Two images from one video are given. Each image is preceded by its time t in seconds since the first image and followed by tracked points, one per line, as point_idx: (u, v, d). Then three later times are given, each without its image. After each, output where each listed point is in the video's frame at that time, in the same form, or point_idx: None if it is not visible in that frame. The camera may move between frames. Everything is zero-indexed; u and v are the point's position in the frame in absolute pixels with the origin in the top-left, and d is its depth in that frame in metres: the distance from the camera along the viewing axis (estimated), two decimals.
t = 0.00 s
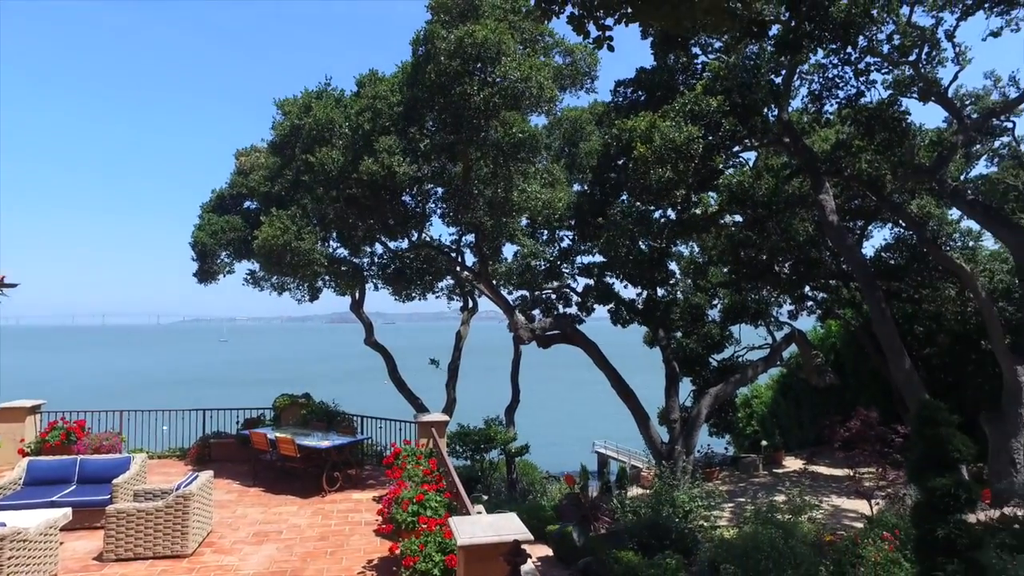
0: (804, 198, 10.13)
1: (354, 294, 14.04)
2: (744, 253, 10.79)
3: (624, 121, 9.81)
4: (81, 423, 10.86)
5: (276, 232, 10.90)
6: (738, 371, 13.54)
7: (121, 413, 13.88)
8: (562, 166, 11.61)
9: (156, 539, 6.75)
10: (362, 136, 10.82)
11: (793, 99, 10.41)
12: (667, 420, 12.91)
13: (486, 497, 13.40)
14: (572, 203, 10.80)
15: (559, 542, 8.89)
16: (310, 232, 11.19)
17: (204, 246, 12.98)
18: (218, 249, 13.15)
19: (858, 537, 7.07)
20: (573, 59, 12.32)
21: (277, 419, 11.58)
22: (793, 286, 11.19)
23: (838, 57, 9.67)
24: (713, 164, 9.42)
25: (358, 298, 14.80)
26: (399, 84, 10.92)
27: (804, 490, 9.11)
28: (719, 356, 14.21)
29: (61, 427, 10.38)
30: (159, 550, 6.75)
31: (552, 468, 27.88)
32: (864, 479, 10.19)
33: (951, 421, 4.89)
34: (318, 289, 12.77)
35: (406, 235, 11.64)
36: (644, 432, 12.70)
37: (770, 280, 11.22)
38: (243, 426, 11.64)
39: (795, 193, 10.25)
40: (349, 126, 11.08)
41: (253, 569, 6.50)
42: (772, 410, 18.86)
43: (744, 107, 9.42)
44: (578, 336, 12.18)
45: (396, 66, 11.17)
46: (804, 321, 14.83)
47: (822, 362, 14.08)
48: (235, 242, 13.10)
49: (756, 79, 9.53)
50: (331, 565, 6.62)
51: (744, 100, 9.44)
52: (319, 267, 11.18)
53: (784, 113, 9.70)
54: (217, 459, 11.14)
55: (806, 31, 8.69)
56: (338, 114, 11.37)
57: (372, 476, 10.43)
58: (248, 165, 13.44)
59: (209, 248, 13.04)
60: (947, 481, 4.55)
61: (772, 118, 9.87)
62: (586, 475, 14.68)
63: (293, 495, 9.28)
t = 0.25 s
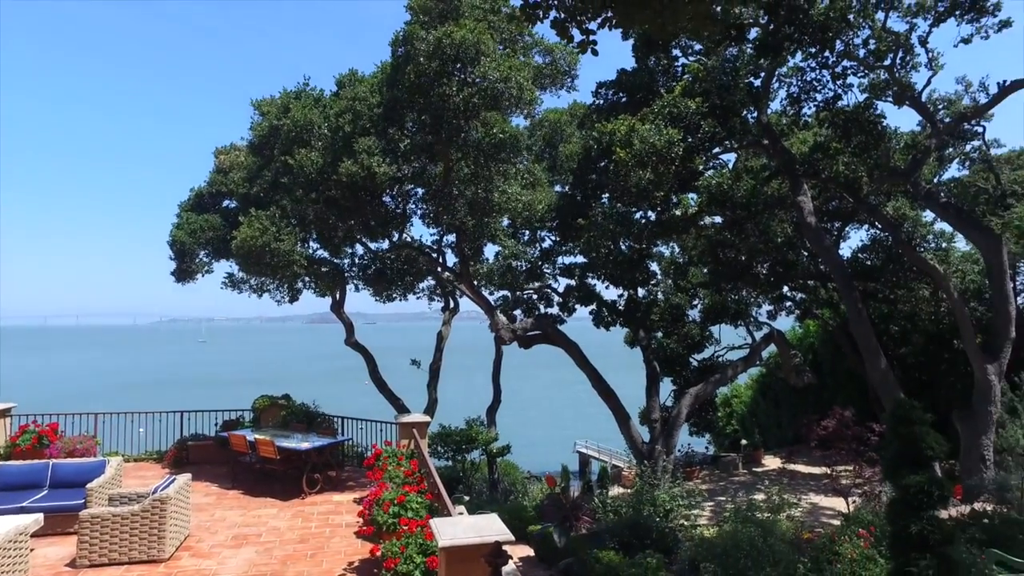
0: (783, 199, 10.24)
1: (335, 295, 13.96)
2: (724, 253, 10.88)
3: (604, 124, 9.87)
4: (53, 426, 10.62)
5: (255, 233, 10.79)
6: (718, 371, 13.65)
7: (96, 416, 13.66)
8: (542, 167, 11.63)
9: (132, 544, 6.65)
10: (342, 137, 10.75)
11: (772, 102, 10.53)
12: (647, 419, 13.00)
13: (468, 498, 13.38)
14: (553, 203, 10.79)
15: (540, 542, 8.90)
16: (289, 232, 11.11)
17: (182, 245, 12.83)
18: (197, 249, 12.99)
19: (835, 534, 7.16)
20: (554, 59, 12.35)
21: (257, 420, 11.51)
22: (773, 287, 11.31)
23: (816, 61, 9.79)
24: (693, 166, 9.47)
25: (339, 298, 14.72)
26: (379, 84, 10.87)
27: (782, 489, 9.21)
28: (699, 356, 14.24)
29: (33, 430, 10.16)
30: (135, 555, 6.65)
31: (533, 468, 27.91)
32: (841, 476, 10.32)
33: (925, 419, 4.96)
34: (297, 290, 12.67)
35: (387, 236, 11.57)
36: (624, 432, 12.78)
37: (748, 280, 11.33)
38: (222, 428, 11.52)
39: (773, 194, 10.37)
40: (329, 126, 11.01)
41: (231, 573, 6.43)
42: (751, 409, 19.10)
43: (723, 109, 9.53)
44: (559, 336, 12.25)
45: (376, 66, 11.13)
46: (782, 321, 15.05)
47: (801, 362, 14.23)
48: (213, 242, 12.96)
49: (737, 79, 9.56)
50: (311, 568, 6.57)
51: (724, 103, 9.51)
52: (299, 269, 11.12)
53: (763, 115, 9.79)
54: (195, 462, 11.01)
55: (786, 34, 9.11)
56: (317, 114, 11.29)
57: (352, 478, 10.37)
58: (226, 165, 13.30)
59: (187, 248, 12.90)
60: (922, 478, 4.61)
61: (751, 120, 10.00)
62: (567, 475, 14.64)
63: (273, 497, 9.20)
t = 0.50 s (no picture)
0: (765, 200, 10.34)
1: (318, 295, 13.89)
2: (706, 254, 10.94)
3: (586, 127, 9.91)
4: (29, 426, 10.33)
5: (237, 233, 10.69)
6: (701, 371, 13.73)
7: (75, 418, 13.48)
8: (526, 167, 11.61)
9: (110, 548, 6.57)
10: (325, 137, 10.69)
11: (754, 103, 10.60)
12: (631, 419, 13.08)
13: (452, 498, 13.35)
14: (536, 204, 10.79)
15: (524, 542, 8.91)
16: (271, 233, 11.03)
17: (163, 244, 12.69)
18: (178, 248, 12.86)
19: (816, 532, 7.24)
20: (538, 59, 12.37)
21: (239, 421, 11.44)
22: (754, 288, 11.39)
23: (797, 64, 9.89)
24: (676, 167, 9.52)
25: (322, 298, 14.64)
26: (362, 84, 10.82)
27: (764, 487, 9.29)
28: (682, 356, 14.29)
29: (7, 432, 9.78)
30: (113, 560, 6.58)
31: (518, 468, 27.92)
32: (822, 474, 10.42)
33: (903, 417, 4.99)
34: (280, 291, 12.58)
35: (370, 236, 11.53)
36: (608, 432, 12.82)
37: (731, 281, 11.42)
38: (203, 429, 11.42)
39: (754, 195, 10.48)
40: (312, 125, 10.95)
41: None
42: (734, 408, 19.21)
43: (704, 113, 9.58)
44: (543, 336, 12.27)
45: (359, 66, 11.09)
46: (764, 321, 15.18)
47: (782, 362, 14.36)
48: (195, 242, 12.85)
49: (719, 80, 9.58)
50: (295, 570, 6.53)
51: (705, 106, 9.57)
52: (281, 269, 11.03)
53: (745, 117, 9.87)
54: (176, 464, 10.90)
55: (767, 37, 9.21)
56: (300, 114, 11.23)
57: (335, 479, 10.31)
58: (208, 164, 13.19)
59: (169, 248, 12.76)
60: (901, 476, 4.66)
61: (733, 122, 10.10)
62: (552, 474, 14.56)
63: (255, 499, 9.13)
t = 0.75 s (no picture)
0: (744, 201, 10.44)
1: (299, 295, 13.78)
2: (687, 254, 11.02)
3: (566, 129, 9.97)
4: None
5: (215, 234, 10.57)
6: (682, 370, 13.83)
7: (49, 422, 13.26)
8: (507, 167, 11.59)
9: (84, 553, 6.48)
10: (305, 136, 10.63)
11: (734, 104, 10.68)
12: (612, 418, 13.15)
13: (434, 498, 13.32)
14: (517, 203, 10.78)
15: (506, 542, 8.90)
16: (250, 234, 10.92)
17: (140, 244, 12.50)
18: (155, 248, 12.68)
19: (795, 528, 7.32)
20: (520, 59, 12.39)
21: (218, 422, 11.32)
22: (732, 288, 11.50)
23: (776, 66, 9.99)
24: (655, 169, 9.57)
25: (303, 299, 14.54)
26: (342, 83, 10.76)
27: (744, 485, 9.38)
28: (663, 355, 14.33)
29: None
30: (88, 565, 6.49)
31: (500, 468, 27.92)
32: (800, 472, 10.55)
33: (879, 415, 5.06)
34: (260, 292, 12.48)
35: (351, 236, 11.47)
36: (590, 431, 12.87)
37: (710, 281, 11.51)
38: (182, 431, 11.29)
39: (734, 196, 10.58)
40: (292, 124, 10.86)
41: None
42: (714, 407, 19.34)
43: (681, 117, 9.65)
44: (524, 336, 12.29)
45: (340, 65, 11.03)
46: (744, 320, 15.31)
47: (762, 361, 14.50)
48: (173, 241, 12.70)
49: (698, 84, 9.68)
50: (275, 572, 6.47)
51: (683, 110, 9.64)
52: (261, 269, 10.92)
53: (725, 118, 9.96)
54: (153, 466, 10.76)
55: (746, 40, 9.28)
56: (280, 113, 11.14)
57: (315, 481, 10.23)
58: (186, 162, 13.03)
59: (145, 248, 12.57)
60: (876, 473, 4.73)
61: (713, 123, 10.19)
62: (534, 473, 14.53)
63: (234, 501, 9.04)
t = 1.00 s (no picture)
0: (725, 201, 10.52)
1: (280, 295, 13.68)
2: (669, 254, 11.07)
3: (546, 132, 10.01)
4: None
5: (194, 233, 10.44)
6: (664, 369, 13.90)
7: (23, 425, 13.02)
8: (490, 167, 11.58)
9: (58, 557, 6.37)
10: (287, 135, 10.55)
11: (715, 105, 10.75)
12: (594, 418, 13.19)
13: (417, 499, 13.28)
14: (500, 203, 10.76)
15: (489, 542, 8.88)
16: (230, 233, 10.82)
17: (116, 245, 12.27)
18: (133, 248, 12.46)
19: (775, 526, 7.39)
20: (503, 59, 12.40)
21: (198, 423, 11.19)
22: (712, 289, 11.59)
23: (757, 68, 10.08)
24: (636, 171, 9.61)
25: (285, 298, 14.42)
26: (324, 81, 10.69)
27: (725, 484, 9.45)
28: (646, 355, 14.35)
29: None
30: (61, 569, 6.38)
31: (484, 468, 27.92)
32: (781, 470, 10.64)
33: (857, 413, 5.12)
34: (241, 291, 12.36)
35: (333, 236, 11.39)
36: (572, 431, 12.90)
37: (692, 281, 11.59)
38: (161, 433, 11.15)
39: (714, 197, 10.66)
40: (273, 123, 10.78)
41: None
42: (696, 406, 19.45)
43: (662, 120, 9.69)
44: (507, 337, 12.29)
45: (322, 63, 10.96)
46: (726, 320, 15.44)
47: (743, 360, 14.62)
48: (152, 240, 12.54)
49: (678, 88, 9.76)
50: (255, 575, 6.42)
51: (664, 112, 9.68)
52: (241, 268, 10.82)
53: (706, 120, 10.03)
54: (130, 469, 10.62)
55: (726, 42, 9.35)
56: (261, 110, 11.05)
57: (297, 482, 10.15)
58: (165, 160, 12.87)
59: (123, 248, 12.35)
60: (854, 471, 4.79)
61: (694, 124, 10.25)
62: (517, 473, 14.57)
63: (214, 503, 8.94)
